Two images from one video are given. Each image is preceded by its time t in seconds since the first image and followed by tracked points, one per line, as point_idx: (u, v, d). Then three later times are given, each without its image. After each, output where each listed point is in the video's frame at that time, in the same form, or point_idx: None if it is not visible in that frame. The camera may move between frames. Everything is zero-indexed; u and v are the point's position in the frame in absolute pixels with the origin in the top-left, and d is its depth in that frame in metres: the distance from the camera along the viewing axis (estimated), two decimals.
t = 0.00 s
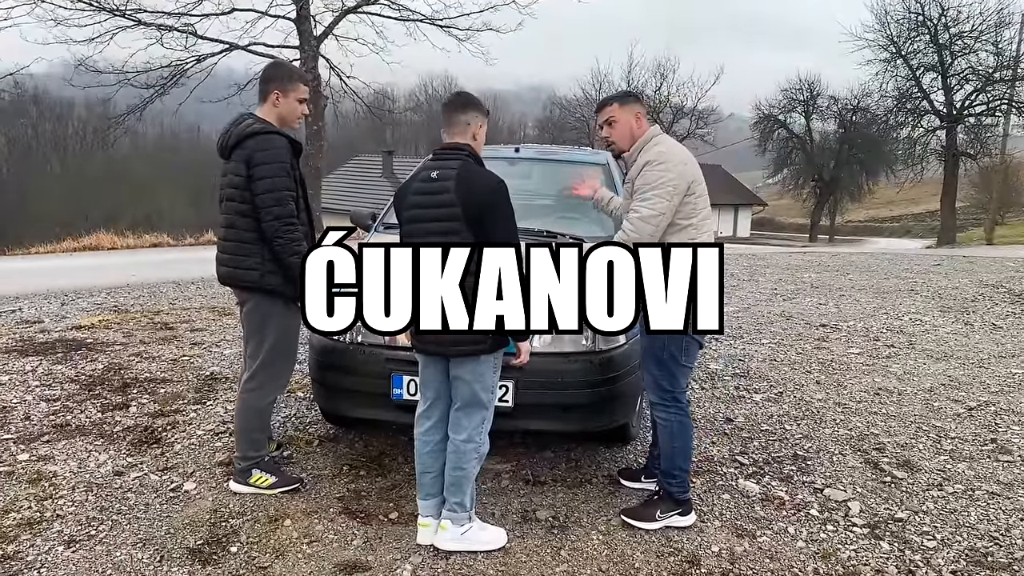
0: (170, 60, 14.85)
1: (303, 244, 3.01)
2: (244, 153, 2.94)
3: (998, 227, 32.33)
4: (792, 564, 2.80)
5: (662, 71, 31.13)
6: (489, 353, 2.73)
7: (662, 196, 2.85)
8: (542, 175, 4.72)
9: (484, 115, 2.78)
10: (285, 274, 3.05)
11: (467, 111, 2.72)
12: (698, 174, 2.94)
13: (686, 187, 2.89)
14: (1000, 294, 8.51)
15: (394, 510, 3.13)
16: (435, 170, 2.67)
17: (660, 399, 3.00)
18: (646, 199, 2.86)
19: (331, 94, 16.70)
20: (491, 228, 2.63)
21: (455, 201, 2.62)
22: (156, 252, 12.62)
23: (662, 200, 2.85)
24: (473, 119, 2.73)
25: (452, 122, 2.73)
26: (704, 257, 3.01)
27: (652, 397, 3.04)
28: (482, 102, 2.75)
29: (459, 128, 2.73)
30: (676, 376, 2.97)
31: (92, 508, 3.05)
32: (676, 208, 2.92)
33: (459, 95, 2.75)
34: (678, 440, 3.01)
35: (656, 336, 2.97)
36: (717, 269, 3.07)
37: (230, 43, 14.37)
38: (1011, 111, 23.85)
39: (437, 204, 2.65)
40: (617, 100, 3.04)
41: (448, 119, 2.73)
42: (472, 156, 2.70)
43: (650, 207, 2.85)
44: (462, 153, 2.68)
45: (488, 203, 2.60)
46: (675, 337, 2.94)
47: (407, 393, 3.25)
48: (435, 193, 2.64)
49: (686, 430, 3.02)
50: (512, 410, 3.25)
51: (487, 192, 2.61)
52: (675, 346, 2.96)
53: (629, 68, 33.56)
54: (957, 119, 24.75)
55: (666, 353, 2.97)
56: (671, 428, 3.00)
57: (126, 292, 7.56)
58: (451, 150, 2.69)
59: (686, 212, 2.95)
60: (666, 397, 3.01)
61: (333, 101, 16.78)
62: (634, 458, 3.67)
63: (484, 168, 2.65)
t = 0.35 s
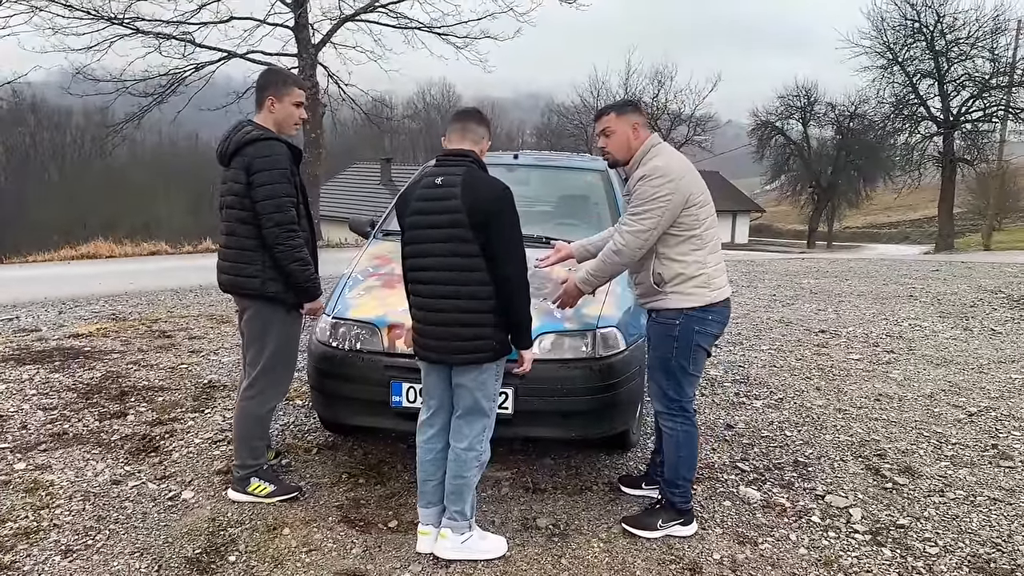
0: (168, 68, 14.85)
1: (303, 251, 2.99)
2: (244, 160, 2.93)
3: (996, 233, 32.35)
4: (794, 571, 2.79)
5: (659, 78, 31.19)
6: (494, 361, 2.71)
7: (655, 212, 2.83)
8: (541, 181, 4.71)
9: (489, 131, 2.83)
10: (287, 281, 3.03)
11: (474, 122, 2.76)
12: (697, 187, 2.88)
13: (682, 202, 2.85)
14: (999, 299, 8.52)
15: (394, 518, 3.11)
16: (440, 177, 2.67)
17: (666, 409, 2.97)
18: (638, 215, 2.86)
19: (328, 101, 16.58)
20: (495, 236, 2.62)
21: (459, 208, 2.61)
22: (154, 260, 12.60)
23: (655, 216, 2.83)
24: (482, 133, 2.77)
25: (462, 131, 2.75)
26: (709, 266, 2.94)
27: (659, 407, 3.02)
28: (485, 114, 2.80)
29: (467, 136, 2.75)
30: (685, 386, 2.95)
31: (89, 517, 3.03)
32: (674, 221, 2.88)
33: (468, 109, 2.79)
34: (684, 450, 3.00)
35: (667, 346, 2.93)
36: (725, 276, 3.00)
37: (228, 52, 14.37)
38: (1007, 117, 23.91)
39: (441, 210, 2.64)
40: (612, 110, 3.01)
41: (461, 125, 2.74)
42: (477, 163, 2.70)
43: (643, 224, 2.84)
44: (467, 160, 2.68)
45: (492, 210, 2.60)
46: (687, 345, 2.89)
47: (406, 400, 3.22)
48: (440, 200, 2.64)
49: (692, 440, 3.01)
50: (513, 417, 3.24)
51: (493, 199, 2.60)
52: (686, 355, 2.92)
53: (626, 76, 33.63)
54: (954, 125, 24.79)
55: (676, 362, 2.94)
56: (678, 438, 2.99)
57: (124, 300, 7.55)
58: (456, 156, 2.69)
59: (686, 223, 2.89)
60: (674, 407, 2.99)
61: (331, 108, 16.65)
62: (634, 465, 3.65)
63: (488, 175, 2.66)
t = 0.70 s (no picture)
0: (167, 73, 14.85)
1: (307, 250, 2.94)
2: (240, 165, 2.89)
3: (996, 236, 32.34)
4: None
5: (658, 82, 31.21)
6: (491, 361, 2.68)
7: (657, 217, 2.81)
8: (539, 185, 4.68)
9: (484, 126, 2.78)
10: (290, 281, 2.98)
11: (472, 118, 2.70)
12: (698, 190, 2.85)
13: (685, 206, 2.83)
14: (999, 302, 8.50)
15: (391, 523, 3.08)
16: (441, 179, 2.63)
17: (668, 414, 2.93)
18: (640, 221, 2.84)
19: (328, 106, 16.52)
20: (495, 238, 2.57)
21: (461, 208, 2.58)
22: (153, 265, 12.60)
23: (658, 221, 2.81)
24: (478, 131, 2.72)
25: (456, 130, 2.71)
26: (712, 271, 2.92)
27: (662, 412, 2.98)
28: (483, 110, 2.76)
29: (463, 135, 2.71)
30: (687, 391, 2.91)
31: (84, 523, 3.01)
32: (676, 226, 2.86)
33: (462, 103, 2.74)
34: (686, 456, 2.95)
35: (670, 350, 2.91)
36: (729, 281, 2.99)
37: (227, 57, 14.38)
38: (1007, 120, 23.91)
39: (441, 212, 2.60)
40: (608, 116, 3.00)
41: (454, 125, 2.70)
42: (477, 164, 2.67)
43: (645, 229, 2.82)
44: (468, 161, 2.65)
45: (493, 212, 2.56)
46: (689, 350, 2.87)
47: (403, 404, 3.21)
48: (441, 201, 2.60)
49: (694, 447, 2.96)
50: (510, 421, 3.21)
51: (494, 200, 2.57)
52: (689, 359, 2.89)
53: (626, 80, 33.65)
54: (954, 128, 24.78)
55: (678, 366, 2.91)
56: (680, 444, 2.94)
57: (122, 306, 7.52)
58: (456, 157, 2.66)
59: (689, 228, 2.87)
60: (676, 412, 2.96)
61: (330, 113, 16.60)
62: (634, 469, 3.62)
63: (489, 177, 2.62)
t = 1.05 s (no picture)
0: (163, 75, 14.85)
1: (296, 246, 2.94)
2: (224, 166, 2.87)
3: (994, 237, 32.31)
4: None
5: (655, 84, 31.24)
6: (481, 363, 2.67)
7: (650, 218, 2.78)
8: (527, 184, 4.64)
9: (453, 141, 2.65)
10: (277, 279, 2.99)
11: (433, 141, 2.58)
12: (692, 192, 2.84)
13: (680, 206, 2.80)
14: (994, 302, 8.49)
15: (375, 524, 3.07)
16: (408, 209, 2.62)
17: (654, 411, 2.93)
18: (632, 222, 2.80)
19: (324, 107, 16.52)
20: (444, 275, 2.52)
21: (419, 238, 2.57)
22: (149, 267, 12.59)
23: (653, 219, 2.77)
24: (440, 150, 2.60)
25: (422, 152, 2.60)
26: (704, 271, 2.91)
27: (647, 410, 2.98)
28: (451, 127, 2.60)
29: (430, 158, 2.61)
30: (674, 389, 2.91)
31: (66, 525, 2.99)
32: (670, 227, 2.83)
33: (429, 120, 2.59)
34: (671, 455, 2.95)
35: (659, 349, 2.90)
36: (720, 280, 2.97)
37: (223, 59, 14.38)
38: (1004, 120, 23.93)
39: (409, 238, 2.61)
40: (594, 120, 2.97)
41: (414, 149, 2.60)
42: (447, 188, 2.58)
43: (639, 231, 2.78)
44: (432, 188, 2.59)
45: (442, 247, 2.50)
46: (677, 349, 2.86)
47: (387, 405, 3.20)
48: (407, 228, 2.61)
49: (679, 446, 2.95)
50: (495, 422, 3.20)
51: (447, 235, 2.49)
52: (677, 357, 2.89)
53: (623, 82, 33.68)
54: (951, 129, 24.74)
55: (665, 364, 2.91)
56: (665, 442, 2.94)
57: (115, 307, 7.52)
58: (422, 184, 2.60)
59: (682, 228, 2.85)
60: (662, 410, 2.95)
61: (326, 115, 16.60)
62: (622, 469, 3.60)
63: (449, 208, 2.52)
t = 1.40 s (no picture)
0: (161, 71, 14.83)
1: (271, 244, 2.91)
2: (206, 155, 2.82)
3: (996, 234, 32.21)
4: (763, 571, 2.74)
5: (657, 80, 31.15)
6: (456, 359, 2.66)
7: (667, 208, 2.77)
8: (514, 178, 4.61)
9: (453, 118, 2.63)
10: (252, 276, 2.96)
11: (434, 114, 2.58)
12: (704, 181, 2.83)
13: (693, 197, 2.79)
14: (992, 298, 8.45)
15: (358, 518, 3.05)
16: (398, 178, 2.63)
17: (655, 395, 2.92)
18: (648, 212, 2.78)
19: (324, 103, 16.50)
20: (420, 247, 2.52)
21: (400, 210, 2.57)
22: (147, 263, 12.59)
23: (667, 210, 2.76)
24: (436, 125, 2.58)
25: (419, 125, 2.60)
26: (716, 263, 2.92)
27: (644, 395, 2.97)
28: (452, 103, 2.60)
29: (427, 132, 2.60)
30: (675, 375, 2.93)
31: (47, 518, 2.97)
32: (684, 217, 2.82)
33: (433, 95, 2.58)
34: (682, 436, 2.97)
35: (666, 338, 2.90)
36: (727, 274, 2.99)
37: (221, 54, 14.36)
38: (1006, 117, 23.84)
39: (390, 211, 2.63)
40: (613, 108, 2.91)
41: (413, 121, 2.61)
42: (433, 162, 2.56)
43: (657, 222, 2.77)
44: (421, 161, 2.58)
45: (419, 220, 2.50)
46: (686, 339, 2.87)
47: (372, 398, 3.18)
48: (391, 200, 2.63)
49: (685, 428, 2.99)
50: (480, 415, 3.17)
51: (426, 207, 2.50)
52: (683, 345, 2.91)
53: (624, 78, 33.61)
54: (953, 125, 24.69)
55: (670, 352, 2.92)
56: (670, 425, 2.95)
57: (109, 302, 7.50)
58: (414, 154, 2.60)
59: (697, 219, 2.84)
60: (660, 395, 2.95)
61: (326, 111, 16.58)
62: (610, 463, 3.58)
63: (432, 181, 2.52)
